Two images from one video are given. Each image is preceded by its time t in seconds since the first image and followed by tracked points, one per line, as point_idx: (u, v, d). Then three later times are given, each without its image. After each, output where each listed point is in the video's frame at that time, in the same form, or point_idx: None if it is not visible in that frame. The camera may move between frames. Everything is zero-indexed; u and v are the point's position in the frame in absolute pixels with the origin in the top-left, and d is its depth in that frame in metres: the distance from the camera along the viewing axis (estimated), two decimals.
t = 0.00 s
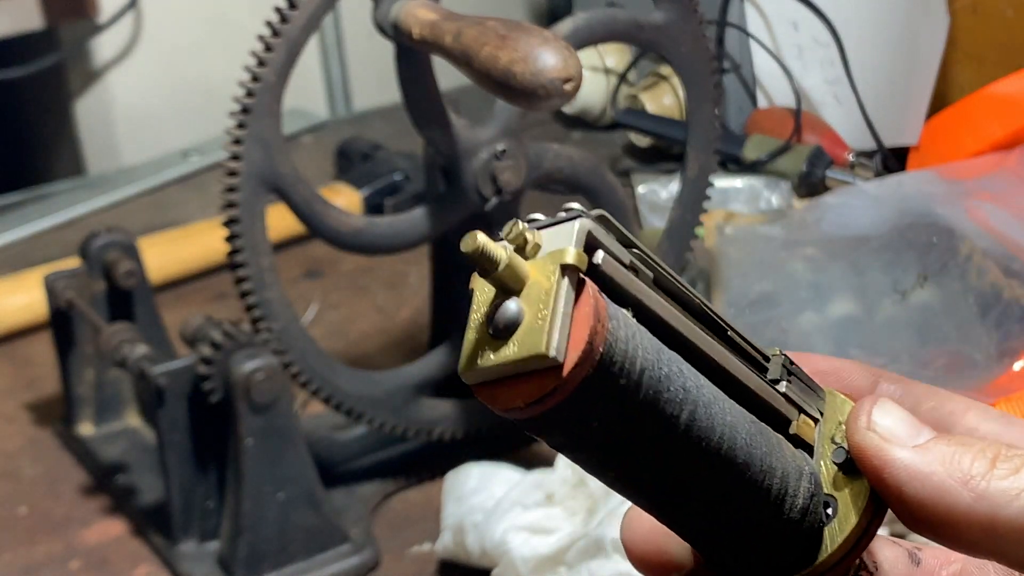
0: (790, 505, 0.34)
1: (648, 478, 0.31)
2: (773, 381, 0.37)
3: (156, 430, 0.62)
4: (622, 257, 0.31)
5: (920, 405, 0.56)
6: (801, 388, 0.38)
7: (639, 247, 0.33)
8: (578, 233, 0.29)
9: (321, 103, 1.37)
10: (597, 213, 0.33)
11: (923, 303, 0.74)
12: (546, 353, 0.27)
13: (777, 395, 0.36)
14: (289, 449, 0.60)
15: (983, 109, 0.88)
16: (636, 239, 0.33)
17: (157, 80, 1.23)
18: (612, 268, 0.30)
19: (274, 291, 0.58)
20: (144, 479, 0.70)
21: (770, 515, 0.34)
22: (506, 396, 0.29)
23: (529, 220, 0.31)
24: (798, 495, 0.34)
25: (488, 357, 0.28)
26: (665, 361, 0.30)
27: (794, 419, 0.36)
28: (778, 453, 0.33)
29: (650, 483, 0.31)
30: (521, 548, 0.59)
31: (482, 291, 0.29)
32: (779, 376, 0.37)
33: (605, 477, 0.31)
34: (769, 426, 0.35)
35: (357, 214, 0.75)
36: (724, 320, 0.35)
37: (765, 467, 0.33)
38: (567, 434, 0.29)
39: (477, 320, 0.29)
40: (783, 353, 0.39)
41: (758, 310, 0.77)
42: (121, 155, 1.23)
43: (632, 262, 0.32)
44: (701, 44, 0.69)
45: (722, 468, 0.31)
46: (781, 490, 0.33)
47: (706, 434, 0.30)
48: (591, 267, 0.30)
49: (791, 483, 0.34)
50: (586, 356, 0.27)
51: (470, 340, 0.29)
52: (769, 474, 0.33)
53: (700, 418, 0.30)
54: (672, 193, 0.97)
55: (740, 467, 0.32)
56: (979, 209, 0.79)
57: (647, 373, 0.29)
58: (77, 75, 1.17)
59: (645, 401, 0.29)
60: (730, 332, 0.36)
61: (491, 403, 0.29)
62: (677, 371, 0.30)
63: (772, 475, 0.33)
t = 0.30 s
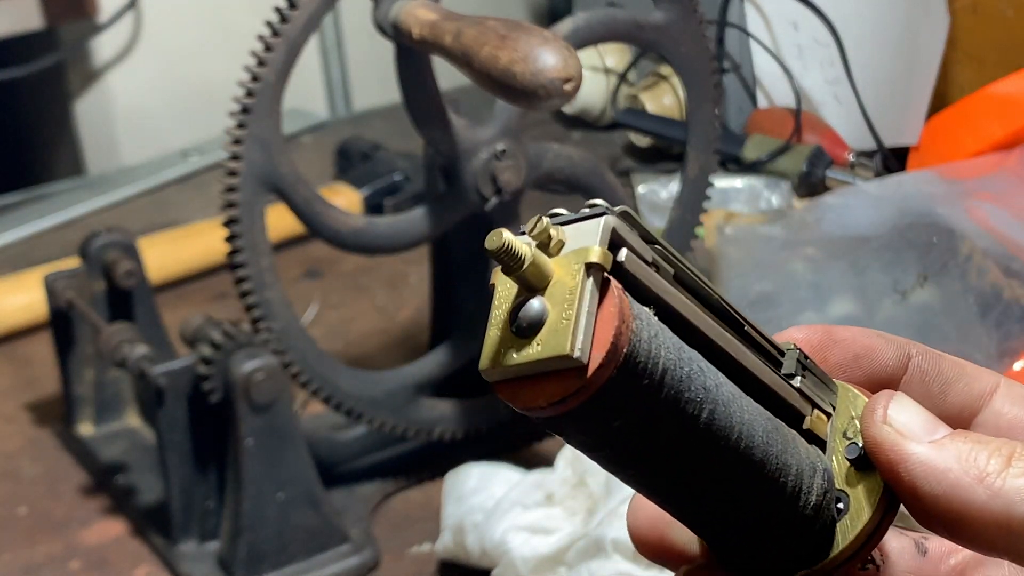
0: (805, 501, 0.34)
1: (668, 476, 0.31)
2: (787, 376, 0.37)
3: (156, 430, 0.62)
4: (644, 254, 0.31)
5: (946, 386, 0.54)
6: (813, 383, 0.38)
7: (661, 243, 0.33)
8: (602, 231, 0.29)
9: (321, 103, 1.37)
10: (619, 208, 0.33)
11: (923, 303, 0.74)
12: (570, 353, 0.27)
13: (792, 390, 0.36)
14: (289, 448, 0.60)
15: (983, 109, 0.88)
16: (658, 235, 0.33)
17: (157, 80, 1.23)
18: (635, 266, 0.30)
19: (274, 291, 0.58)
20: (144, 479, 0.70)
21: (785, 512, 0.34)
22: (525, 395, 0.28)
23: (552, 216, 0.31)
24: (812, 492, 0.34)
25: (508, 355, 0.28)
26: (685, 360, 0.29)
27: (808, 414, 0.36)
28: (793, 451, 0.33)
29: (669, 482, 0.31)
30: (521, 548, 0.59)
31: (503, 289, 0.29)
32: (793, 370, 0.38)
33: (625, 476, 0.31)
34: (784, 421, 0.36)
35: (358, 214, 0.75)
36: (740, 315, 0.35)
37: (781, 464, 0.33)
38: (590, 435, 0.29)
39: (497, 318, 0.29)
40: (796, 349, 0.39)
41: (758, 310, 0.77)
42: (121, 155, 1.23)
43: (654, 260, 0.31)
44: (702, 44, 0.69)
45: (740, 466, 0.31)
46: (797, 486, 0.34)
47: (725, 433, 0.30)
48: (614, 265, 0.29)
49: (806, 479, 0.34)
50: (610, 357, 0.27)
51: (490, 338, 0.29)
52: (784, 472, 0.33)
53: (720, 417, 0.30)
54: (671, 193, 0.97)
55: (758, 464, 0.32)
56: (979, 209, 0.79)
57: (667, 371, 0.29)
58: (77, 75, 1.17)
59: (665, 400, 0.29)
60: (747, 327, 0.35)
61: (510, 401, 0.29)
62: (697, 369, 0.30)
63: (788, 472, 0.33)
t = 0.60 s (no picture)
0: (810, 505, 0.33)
1: (689, 480, 0.29)
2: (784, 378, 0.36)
3: (156, 430, 0.62)
4: (683, 250, 0.30)
5: (912, 387, 0.53)
6: (806, 385, 0.38)
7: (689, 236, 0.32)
8: (652, 223, 0.28)
9: (321, 103, 1.37)
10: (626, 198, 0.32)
11: (923, 303, 0.74)
12: (630, 348, 0.25)
13: (789, 393, 0.35)
14: (288, 448, 0.60)
15: (983, 109, 0.88)
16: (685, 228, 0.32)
17: (157, 80, 1.23)
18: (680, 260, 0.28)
19: (274, 291, 0.58)
20: (144, 479, 0.70)
21: (790, 520, 0.33)
22: (570, 392, 0.27)
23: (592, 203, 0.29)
24: (815, 496, 0.34)
25: (555, 350, 0.26)
26: (722, 363, 0.29)
27: (801, 417, 0.36)
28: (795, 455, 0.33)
29: (689, 485, 0.30)
30: (521, 548, 0.59)
31: (543, 278, 0.28)
32: (788, 373, 0.37)
33: (643, 475, 0.30)
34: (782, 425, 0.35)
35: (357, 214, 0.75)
36: (747, 316, 0.35)
37: (790, 469, 0.32)
38: (623, 431, 0.28)
39: (541, 311, 0.27)
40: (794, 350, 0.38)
41: (758, 310, 0.77)
42: (121, 155, 1.23)
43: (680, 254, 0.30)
44: (702, 44, 0.69)
45: (759, 473, 0.31)
46: (801, 491, 0.33)
47: (753, 435, 0.30)
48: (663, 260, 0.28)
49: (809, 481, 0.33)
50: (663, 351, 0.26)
51: (531, 331, 0.27)
52: (793, 476, 0.32)
53: (749, 418, 0.29)
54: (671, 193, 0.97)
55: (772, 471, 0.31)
56: (979, 209, 0.79)
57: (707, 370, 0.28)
58: (77, 75, 1.17)
59: (707, 400, 0.28)
60: (752, 328, 0.35)
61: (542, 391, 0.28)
62: (731, 372, 0.29)
63: (795, 475, 0.32)
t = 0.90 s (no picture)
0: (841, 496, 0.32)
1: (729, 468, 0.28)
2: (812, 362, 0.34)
3: (156, 430, 0.62)
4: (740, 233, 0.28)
5: (914, 375, 0.52)
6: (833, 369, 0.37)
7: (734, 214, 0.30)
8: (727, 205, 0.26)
9: (321, 103, 1.37)
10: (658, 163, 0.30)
11: (923, 303, 0.74)
12: (712, 344, 0.24)
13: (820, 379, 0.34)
14: (288, 449, 0.60)
15: (983, 109, 0.88)
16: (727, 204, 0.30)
17: (157, 80, 1.23)
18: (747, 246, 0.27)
19: (274, 291, 0.58)
20: (144, 479, 0.70)
21: (822, 515, 0.31)
22: (638, 388, 0.25)
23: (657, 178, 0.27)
24: (843, 483, 0.32)
25: (632, 345, 0.25)
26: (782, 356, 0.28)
27: (825, 403, 0.34)
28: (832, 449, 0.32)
29: (727, 472, 0.28)
30: (521, 548, 0.59)
31: (610, 265, 0.26)
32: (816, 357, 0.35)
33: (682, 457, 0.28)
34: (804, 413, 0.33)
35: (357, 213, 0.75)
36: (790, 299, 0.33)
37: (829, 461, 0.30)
38: (688, 425, 0.26)
39: (610, 301, 0.25)
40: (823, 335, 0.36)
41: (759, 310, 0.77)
42: (122, 155, 1.23)
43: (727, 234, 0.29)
44: (702, 44, 0.69)
45: (802, 473, 0.29)
46: (835, 482, 0.31)
47: (807, 433, 0.29)
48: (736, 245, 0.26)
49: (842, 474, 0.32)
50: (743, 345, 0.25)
51: (603, 323, 0.25)
52: (831, 468, 0.31)
53: (804, 417, 0.29)
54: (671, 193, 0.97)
55: (816, 473, 0.30)
56: (979, 209, 0.79)
57: (772, 363, 0.27)
58: (77, 75, 1.17)
59: (771, 397, 0.27)
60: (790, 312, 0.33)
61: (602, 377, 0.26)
62: (790, 370, 0.28)
63: (832, 467, 0.31)
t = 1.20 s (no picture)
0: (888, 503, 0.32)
1: (792, 475, 0.28)
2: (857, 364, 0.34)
3: (156, 430, 0.62)
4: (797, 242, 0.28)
5: (943, 373, 0.51)
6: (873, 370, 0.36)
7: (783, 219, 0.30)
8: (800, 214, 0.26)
9: (321, 103, 1.37)
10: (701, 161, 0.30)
11: (923, 303, 0.74)
12: (802, 348, 0.24)
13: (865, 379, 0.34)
14: (288, 449, 0.59)
15: (983, 108, 0.88)
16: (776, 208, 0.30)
17: (157, 80, 1.23)
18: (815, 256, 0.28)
19: (274, 291, 0.58)
20: (144, 479, 0.70)
21: (873, 520, 0.31)
22: (721, 392, 0.25)
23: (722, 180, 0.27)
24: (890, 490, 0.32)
25: (718, 347, 0.25)
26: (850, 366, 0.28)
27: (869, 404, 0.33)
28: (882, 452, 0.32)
29: (787, 480, 0.28)
30: (521, 548, 0.59)
31: (690, 266, 0.26)
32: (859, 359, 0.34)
33: (744, 463, 0.28)
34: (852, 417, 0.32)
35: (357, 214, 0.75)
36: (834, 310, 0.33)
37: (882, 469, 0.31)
38: (764, 427, 0.26)
39: (692, 303, 0.25)
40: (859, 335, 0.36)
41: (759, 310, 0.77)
42: (121, 154, 1.23)
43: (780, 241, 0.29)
44: (702, 43, 0.69)
45: (861, 483, 0.29)
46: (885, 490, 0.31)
47: (865, 445, 0.29)
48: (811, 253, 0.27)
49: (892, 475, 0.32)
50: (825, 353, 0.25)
51: (684, 324, 0.25)
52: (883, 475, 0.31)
53: (862, 430, 0.29)
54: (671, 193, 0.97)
55: (873, 481, 0.30)
56: (980, 209, 0.79)
57: (844, 373, 0.27)
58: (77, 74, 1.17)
59: (842, 406, 0.27)
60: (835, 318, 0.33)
61: (680, 379, 0.26)
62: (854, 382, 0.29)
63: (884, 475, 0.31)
